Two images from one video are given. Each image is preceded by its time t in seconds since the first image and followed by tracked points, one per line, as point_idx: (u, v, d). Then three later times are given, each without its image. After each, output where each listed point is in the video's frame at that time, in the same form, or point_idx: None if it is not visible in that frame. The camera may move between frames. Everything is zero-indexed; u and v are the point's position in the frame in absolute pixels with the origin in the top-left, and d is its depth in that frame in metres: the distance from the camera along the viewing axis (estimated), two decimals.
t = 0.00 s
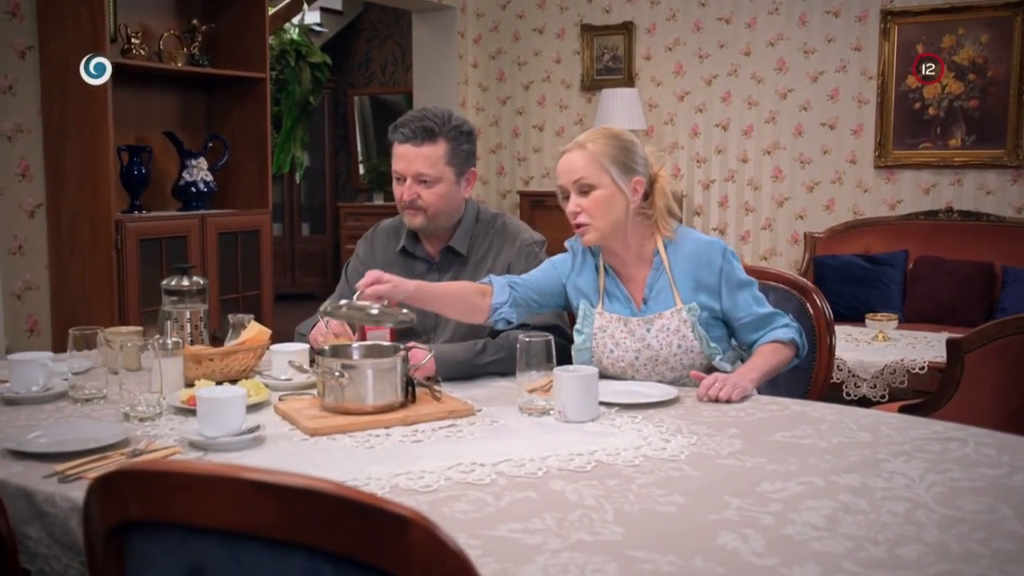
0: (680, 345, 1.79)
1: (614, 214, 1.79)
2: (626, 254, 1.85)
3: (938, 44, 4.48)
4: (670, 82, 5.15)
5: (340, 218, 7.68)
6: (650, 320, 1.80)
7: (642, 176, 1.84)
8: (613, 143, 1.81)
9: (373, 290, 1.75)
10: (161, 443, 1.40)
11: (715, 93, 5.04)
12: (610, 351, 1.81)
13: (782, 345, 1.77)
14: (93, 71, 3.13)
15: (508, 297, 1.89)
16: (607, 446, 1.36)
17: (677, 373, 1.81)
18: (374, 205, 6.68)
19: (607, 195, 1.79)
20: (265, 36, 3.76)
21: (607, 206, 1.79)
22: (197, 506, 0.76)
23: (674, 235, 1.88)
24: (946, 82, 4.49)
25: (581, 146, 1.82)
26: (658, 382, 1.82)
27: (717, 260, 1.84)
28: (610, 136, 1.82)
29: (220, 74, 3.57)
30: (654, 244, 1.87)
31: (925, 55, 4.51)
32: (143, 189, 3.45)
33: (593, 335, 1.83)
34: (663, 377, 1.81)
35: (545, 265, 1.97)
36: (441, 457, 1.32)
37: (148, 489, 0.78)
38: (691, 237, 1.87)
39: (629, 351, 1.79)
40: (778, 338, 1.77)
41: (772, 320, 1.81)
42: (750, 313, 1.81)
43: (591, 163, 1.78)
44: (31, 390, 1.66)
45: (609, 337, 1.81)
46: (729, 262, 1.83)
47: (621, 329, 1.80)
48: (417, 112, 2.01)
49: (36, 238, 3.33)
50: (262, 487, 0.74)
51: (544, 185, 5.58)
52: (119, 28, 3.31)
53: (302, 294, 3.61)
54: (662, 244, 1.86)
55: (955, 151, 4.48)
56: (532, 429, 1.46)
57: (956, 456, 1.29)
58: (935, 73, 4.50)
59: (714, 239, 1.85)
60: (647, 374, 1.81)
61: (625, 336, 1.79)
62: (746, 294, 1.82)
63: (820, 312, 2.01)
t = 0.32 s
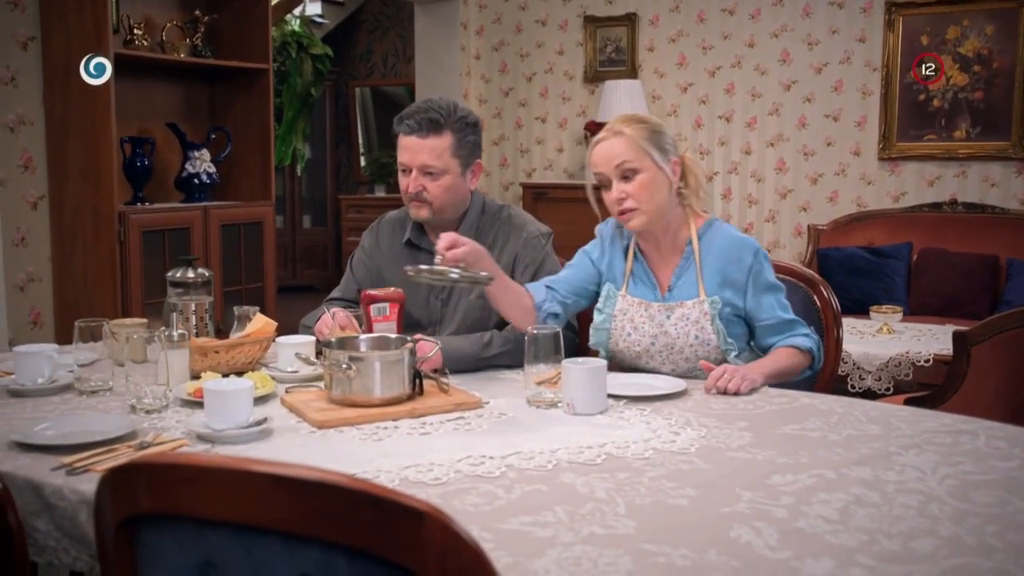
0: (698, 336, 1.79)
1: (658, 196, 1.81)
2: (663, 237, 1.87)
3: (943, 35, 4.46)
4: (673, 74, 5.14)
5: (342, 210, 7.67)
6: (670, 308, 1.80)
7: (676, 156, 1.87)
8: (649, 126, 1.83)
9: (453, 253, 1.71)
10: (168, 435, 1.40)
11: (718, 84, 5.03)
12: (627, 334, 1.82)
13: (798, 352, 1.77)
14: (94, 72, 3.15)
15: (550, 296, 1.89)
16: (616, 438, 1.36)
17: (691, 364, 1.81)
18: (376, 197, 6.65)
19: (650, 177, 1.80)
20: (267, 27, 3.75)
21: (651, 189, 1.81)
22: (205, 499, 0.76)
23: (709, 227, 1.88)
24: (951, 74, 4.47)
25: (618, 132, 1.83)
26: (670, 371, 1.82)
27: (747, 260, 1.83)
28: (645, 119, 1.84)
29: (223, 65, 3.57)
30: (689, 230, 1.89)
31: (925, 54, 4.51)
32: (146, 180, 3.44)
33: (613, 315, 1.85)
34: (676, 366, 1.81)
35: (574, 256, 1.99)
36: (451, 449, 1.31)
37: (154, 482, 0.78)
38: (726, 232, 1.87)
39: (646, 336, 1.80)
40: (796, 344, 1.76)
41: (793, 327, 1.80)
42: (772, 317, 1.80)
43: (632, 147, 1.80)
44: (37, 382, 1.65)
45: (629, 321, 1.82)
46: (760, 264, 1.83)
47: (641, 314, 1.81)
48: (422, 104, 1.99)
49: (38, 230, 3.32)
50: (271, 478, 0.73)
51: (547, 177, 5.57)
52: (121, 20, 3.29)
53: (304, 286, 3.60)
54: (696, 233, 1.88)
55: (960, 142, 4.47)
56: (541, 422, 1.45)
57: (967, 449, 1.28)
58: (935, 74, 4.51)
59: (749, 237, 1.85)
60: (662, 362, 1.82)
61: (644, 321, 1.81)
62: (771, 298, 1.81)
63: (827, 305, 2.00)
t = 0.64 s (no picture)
0: (722, 332, 1.82)
1: (696, 192, 1.86)
2: (696, 234, 1.91)
3: (947, 29, 4.45)
4: (676, 69, 5.13)
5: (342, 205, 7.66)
6: (698, 302, 1.84)
7: (716, 154, 1.91)
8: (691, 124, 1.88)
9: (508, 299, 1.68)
10: (175, 431, 1.39)
11: (721, 79, 5.03)
12: (651, 326, 1.86)
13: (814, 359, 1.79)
14: (93, 71, 3.15)
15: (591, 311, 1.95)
16: (625, 434, 1.35)
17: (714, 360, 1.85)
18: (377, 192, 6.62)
19: (690, 174, 1.85)
20: (269, 21, 3.74)
21: (690, 185, 1.85)
22: (213, 495, 0.75)
23: (743, 225, 1.92)
24: (954, 68, 4.46)
25: (661, 127, 1.87)
26: (692, 366, 1.85)
27: (776, 263, 1.86)
28: (688, 116, 1.88)
29: (225, 60, 3.56)
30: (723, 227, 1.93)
31: (924, 54, 4.52)
32: (149, 175, 3.43)
33: (639, 308, 1.90)
34: (697, 362, 1.84)
35: (607, 259, 2.04)
36: (461, 445, 1.31)
37: (163, 478, 0.77)
38: (759, 233, 1.90)
39: (671, 328, 1.84)
40: (812, 352, 1.78)
41: (812, 335, 1.82)
42: (794, 322, 1.82)
43: (674, 143, 1.84)
44: (42, 377, 1.64)
45: (655, 313, 1.87)
46: (787, 268, 1.86)
47: (668, 306, 1.86)
48: (426, 98, 1.99)
49: (42, 225, 3.32)
50: (280, 474, 0.73)
51: (549, 172, 5.56)
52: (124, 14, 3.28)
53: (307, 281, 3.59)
54: (729, 230, 1.91)
55: (963, 137, 4.46)
56: (548, 417, 1.45)
57: (978, 444, 1.28)
58: (935, 73, 4.50)
59: (780, 241, 1.88)
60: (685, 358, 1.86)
61: (670, 313, 1.85)
62: (794, 302, 1.84)
63: (834, 300, 2.00)
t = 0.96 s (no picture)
0: (735, 329, 1.82)
1: (714, 190, 1.86)
2: (711, 230, 1.91)
3: (950, 24, 4.44)
4: (679, 64, 5.12)
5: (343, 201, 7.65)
6: (711, 299, 1.85)
7: (735, 154, 1.91)
8: (714, 121, 1.88)
9: (503, 336, 1.74)
10: (180, 427, 1.38)
11: (723, 74, 5.02)
12: (663, 321, 1.87)
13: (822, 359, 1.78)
14: (94, 72, 3.15)
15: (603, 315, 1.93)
16: (633, 430, 1.34)
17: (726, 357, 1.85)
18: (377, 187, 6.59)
19: (709, 172, 1.85)
20: (270, 16, 3.73)
21: (708, 183, 1.85)
22: (220, 492, 0.75)
23: (758, 222, 1.91)
24: (957, 63, 4.44)
25: (682, 122, 1.87)
26: (702, 363, 1.86)
27: (789, 261, 1.86)
28: (711, 112, 1.88)
29: (227, 55, 3.55)
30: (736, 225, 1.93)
31: (925, 53, 4.51)
32: (150, 171, 3.42)
33: (651, 302, 1.91)
34: (708, 358, 1.85)
35: (617, 258, 2.03)
36: (469, 440, 1.30)
37: (171, 473, 0.77)
38: (773, 230, 1.90)
39: (684, 324, 1.85)
40: (821, 351, 1.77)
41: (820, 335, 1.81)
42: (804, 321, 1.82)
43: (694, 139, 1.84)
44: (46, 373, 1.64)
45: (667, 308, 1.88)
46: (801, 266, 1.85)
47: (680, 301, 1.86)
48: (432, 92, 1.98)
49: (45, 222, 3.31)
50: (289, 469, 0.72)
51: (551, 167, 5.56)
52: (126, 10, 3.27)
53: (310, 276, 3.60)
54: (744, 227, 1.91)
55: (966, 132, 4.45)
56: (555, 413, 1.44)
57: (987, 440, 1.27)
58: (935, 72, 4.50)
59: (794, 238, 1.87)
60: (696, 354, 1.86)
61: (683, 309, 1.86)
62: (805, 301, 1.83)
63: (840, 295, 1.99)
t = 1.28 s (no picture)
0: (740, 326, 1.82)
1: (717, 193, 1.84)
2: (714, 230, 1.90)
3: (953, 20, 4.43)
4: (681, 60, 5.11)
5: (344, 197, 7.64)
6: (716, 296, 1.84)
7: (738, 152, 1.89)
8: (714, 123, 1.85)
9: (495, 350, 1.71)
10: (185, 425, 1.38)
11: (726, 70, 5.01)
12: (668, 320, 1.86)
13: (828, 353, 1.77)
14: (94, 71, 3.15)
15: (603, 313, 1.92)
16: (640, 428, 1.34)
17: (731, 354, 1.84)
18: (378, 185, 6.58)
19: (711, 176, 1.83)
20: (272, 12, 3.72)
21: (710, 188, 1.83)
22: (228, 490, 0.74)
23: (760, 218, 1.91)
24: (961, 59, 4.43)
25: (683, 126, 1.85)
26: (708, 360, 1.86)
27: (793, 256, 1.86)
28: (711, 113, 1.85)
29: (229, 51, 3.54)
30: (739, 221, 1.92)
31: (926, 52, 4.51)
32: (152, 167, 3.42)
33: (654, 301, 1.90)
34: (714, 355, 1.84)
35: (618, 254, 2.02)
36: (475, 438, 1.30)
37: (179, 472, 0.76)
38: (775, 225, 1.90)
39: (688, 322, 1.84)
40: (827, 346, 1.77)
41: (826, 330, 1.81)
42: (809, 316, 1.82)
43: (695, 144, 1.82)
44: (51, 370, 1.63)
45: (672, 306, 1.87)
46: (804, 261, 1.85)
47: (684, 300, 1.85)
48: (437, 88, 1.97)
49: (46, 219, 3.31)
50: (298, 468, 0.72)
51: (553, 164, 5.55)
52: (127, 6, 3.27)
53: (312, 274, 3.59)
54: (746, 223, 1.91)
55: (969, 129, 4.44)
56: (561, 411, 1.44)
57: (997, 438, 1.26)
58: (935, 72, 4.50)
59: (797, 233, 1.87)
60: (701, 351, 1.86)
61: (687, 307, 1.85)
62: (809, 296, 1.83)
63: (845, 292, 1.98)
